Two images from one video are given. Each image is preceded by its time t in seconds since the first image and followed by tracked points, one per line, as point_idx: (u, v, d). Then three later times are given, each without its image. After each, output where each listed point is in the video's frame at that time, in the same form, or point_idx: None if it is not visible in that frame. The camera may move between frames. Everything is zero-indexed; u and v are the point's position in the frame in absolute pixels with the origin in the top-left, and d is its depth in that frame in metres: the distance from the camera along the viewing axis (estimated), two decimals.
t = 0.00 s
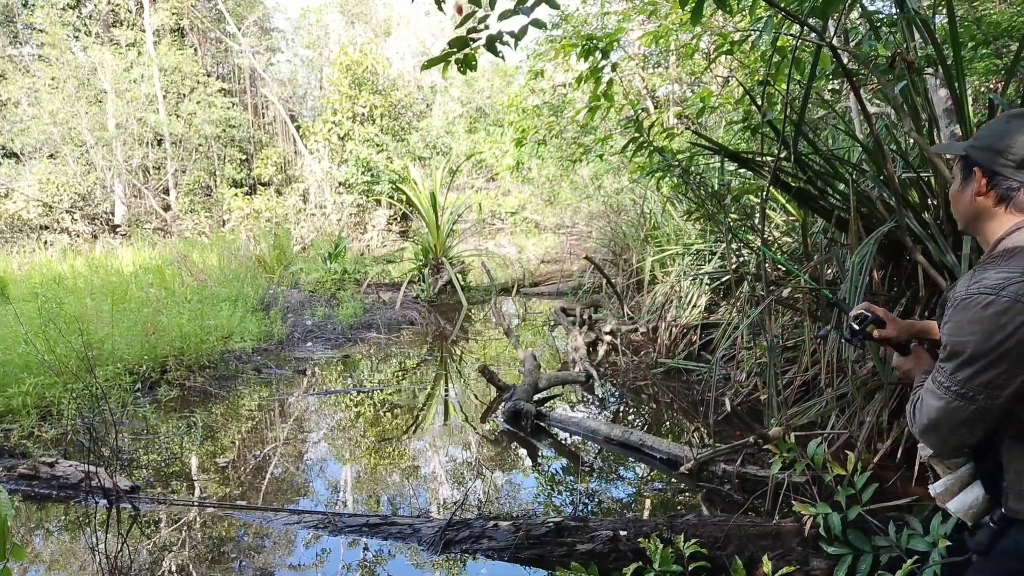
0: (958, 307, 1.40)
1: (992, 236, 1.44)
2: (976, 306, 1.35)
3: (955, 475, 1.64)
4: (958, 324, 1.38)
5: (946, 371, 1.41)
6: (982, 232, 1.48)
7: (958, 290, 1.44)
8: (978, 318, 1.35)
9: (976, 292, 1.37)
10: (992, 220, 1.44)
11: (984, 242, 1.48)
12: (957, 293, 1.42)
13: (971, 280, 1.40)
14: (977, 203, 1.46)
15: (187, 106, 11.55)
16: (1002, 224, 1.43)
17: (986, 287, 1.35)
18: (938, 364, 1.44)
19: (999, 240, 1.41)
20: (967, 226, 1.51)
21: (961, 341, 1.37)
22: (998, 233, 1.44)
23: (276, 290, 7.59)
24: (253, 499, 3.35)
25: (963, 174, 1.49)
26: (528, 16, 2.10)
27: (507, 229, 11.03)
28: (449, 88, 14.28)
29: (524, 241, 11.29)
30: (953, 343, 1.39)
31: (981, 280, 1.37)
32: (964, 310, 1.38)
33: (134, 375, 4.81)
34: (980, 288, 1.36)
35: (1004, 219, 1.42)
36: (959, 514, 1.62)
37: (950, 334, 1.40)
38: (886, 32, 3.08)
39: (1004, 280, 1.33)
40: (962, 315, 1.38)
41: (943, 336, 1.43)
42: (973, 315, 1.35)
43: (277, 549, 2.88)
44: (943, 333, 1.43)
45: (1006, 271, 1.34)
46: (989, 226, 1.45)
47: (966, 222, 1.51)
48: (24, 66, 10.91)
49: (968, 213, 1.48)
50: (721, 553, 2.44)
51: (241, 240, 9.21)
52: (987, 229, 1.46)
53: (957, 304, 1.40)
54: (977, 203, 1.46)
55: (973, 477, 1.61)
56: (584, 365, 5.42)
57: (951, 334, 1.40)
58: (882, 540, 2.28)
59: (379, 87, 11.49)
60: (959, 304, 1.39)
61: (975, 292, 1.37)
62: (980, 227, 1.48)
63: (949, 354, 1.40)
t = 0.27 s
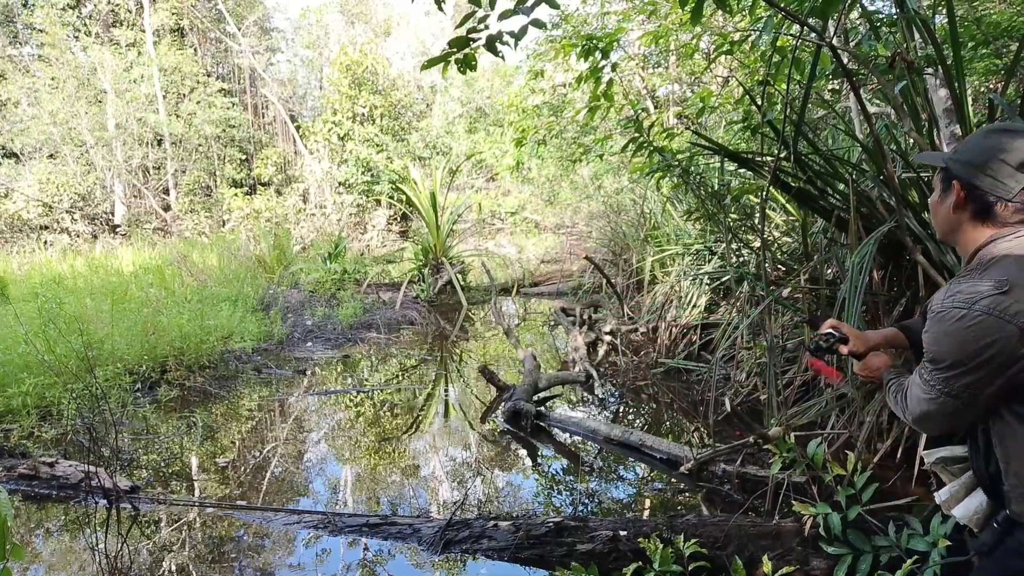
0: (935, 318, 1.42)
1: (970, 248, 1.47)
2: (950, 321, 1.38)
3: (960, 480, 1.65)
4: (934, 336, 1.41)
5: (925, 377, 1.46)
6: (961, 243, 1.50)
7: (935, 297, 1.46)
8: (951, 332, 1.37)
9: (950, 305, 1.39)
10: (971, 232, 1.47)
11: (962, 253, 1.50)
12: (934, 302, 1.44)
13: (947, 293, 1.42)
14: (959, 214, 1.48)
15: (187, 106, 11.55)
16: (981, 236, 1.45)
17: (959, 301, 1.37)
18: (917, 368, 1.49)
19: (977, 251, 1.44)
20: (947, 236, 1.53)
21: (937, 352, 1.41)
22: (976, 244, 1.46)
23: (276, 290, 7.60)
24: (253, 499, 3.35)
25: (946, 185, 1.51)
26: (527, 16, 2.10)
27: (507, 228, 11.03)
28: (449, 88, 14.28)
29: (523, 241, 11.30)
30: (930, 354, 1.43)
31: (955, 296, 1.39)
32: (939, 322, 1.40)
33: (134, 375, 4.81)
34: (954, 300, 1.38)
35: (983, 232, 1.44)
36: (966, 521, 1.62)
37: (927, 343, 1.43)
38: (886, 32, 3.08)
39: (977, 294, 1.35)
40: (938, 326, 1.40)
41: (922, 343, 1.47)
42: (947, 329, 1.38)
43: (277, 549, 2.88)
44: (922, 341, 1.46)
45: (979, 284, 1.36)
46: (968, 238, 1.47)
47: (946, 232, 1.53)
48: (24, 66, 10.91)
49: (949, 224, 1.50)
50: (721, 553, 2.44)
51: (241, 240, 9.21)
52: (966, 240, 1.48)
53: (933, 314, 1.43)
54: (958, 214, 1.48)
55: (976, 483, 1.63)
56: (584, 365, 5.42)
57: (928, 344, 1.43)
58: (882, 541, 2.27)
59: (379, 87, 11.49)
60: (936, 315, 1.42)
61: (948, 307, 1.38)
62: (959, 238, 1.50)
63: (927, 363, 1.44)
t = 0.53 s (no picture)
0: (926, 307, 1.45)
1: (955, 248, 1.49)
2: (942, 305, 1.40)
3: (954, 479, 1.68)
4: (925, 323, 1.43)
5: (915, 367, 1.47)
6: (945, 242, 1.52)
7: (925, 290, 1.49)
8: (942, 317, 1.40)
9: (942, 292, 1.41)
10: (955, 234, 1.49)
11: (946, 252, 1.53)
12: (925, 292, 1.47)
13: (938, 282, 1.45)
14: (941, 216, 1.50)
15: (187, 106, 11.55)
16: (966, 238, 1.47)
17: (950, 288, 1.40)
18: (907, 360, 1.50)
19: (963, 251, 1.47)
20: (930, 236, 1.55)
21: (927, 338, 1.43)
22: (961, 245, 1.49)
23: (276, 290, 7.60)
24: (253, 499, 3.35)
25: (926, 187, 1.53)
26: (527, 16, 2.10)
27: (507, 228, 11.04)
28: (449, 88, 14.28)
29: (523, 241, 11.31)
30: (920, 341, 1.45)
31: (946, 283, 1.42)
32: (930, 309, 1.43)
33: (134, 375, 4.81)
34: (945, 288, 1.41)
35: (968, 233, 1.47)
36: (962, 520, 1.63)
37: (918, 331, 1.45)
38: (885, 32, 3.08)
39: (967, 282, 1.38)
40: (928, 313, 1.43)
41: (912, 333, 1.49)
42: (939, 314, 1.40)
43: (277, 549, 2.88)
44: (912, 330, 1.48)
45: (968, 273, 1.39)
46: (952, 239, 1.50)
47: (929, 232, 1.55)
48: (24, 66, 10.90)
49: (932, 225, 1.53)
50: (721, 553, 2.45)
51: (241, 240, 9.21)
52: (950, 241, 1.51)
53: (925, 303, 1.45)
54: (941, 216, 1.50)
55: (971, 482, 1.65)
56: (583, 365, 5.42)
57: (919, 332, 1.45)
58: (884, 543, 2.28)
59: (379, 87, 11.49)
60: (927, 303, 1.44)
61: (940, 293, 1.41)
62: (942, 239, 1.52)
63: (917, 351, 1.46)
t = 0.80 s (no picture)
0: (923, 297, 1.46)
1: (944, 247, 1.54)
2: (941, 290, 1.42)
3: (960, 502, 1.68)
4: (925, 311, 1.44)
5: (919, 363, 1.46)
6: (935, 241, 1.57)
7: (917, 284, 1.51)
8: (943, 302, 1.42)
9: (938, 279, 1.44)
10: (945, 232, 1.53)
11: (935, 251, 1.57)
12: (918, 285, 1.50)
13: (932, 271, 1.48)
14: (931, 214, 1.54)
15: (187, 106, 11.55)
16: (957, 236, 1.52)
17: (947, 272, 1.43)
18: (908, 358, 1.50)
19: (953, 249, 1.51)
20: (920, 235, 1.59)
21: (930, 326, 1.43)
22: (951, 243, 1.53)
23: (276, 290, 7.60)
24: (253, 499, 3.35)
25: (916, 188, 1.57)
26: (527, 16, 2.10)
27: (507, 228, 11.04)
28: (449, 88, 14.28)
29: (523, 241, 11.31)
30: (922, 333, 1.45)
31: (942, 268, 1.45)
32: (927, 298, 1.45)
33: (133, 375, 4.82)
34: (940, 274, 1.44)
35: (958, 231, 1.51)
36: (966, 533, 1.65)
37: (918, 321, 1.46)
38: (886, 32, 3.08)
39: (963, 266, 1.42)
40: (927, 303, 1.45)
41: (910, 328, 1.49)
42: (940, 298, 1.42)
43: (278, 549, 2.88)
44: (910, 324, 1.49)
45: (962, 259, 1.43)
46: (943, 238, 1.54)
47: (919, 232, 1.59)
48: (24, 66, 10.90)
49: (923, 224, 1.57)
50: (721, 553, 2.45)
51: (241, 240, 9.21)
52: (940, 239, 1.55)
53: (920, 294, 1.48)
54: (932, 214, 1.54)
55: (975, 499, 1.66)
56: (583, 365, 5.41)
57: (919, 322, 1.46)
58: (884, 542, 2.28)
59: (379, 87, 11.49)
60: (925, 292, 1.46)
61: (938, 278, 1.44)
62: (933, 237, 1.57)
63: (919, 343, 1.45)
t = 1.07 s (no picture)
0: (922, 295, 1.45)
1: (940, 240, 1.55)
2: (942, 285, 1.41)
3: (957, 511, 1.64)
4: (928, 308, 1.42)
5: (928, 363, 1.41)
6: (932, 234, 1.58)
7: (912, 285, 1.51)
8: (947, 296, 1.40)
9: (936, 275, 1.44)
10: (941, 225, 1.54)
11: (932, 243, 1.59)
12: (914, 287, 1.49)
13: (928, 269, 1.48)
14: (927, 208, 1.55)
15: (187, 106, 11.56)
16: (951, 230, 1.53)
17: (945, 268, 1.43)
18: (914, 360, 1.45)
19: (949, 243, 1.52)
20: (917, 228, 1.60)
21: (935, 322, 1.40)
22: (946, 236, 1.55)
23: (276, 290, 7.60)
24: (253, 499, 3.35)
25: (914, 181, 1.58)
26: (527, 16, 2.10)
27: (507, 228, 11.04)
28: (449, 88, 14.28)
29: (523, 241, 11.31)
30: (927, 331, 1.41)
31: (939, 265, 1.46)
32: (927, 296, 1.43)
33: (133, 375, 4.82)
34: (937, 272, 1.44)
35: (953, 224, 1.52)
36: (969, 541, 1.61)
37: (920, 320, 1.43)
38: (886, 32, 3.08)
39: (961, 262, 1.42)
40: (927, 300, 1.43)
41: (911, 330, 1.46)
42: (943, 293, 1.41)
43: (278, 549, 2.88)
44: (911, 326, 1.46)
45: (959, 255, 1.44)
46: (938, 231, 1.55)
47: (916, 225, 1.60)
48: (24, 66, 10.90)
49: (919, 217, 1.58)
50: (721, 553, 2.45)
51: (241, 240, 9.21)
52: (936, 232, 1.56)
53: (918, 294, 1.46)
54: (927, 208, 1.55)
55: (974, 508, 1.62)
56: (583, 365, 5.42)
57: (923, 320, 1.43)
58: (885, 542, 2.28)
59: (379, 87, 11.49)
60: (924, 290, 1.45)
61: (937, 274, 1.44)
62: (929, 230, 1.58)
63: (926, 342, 1.41)
